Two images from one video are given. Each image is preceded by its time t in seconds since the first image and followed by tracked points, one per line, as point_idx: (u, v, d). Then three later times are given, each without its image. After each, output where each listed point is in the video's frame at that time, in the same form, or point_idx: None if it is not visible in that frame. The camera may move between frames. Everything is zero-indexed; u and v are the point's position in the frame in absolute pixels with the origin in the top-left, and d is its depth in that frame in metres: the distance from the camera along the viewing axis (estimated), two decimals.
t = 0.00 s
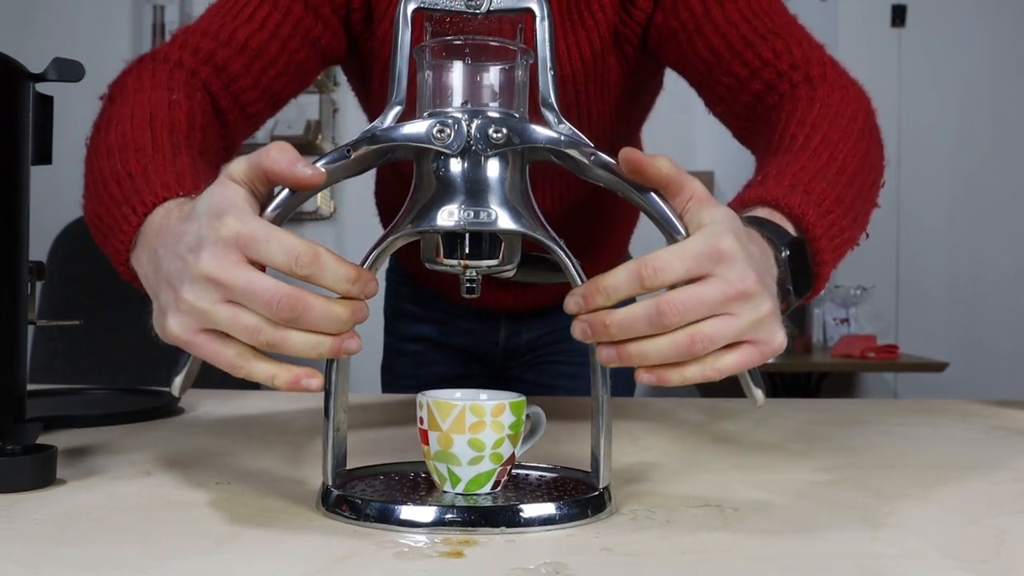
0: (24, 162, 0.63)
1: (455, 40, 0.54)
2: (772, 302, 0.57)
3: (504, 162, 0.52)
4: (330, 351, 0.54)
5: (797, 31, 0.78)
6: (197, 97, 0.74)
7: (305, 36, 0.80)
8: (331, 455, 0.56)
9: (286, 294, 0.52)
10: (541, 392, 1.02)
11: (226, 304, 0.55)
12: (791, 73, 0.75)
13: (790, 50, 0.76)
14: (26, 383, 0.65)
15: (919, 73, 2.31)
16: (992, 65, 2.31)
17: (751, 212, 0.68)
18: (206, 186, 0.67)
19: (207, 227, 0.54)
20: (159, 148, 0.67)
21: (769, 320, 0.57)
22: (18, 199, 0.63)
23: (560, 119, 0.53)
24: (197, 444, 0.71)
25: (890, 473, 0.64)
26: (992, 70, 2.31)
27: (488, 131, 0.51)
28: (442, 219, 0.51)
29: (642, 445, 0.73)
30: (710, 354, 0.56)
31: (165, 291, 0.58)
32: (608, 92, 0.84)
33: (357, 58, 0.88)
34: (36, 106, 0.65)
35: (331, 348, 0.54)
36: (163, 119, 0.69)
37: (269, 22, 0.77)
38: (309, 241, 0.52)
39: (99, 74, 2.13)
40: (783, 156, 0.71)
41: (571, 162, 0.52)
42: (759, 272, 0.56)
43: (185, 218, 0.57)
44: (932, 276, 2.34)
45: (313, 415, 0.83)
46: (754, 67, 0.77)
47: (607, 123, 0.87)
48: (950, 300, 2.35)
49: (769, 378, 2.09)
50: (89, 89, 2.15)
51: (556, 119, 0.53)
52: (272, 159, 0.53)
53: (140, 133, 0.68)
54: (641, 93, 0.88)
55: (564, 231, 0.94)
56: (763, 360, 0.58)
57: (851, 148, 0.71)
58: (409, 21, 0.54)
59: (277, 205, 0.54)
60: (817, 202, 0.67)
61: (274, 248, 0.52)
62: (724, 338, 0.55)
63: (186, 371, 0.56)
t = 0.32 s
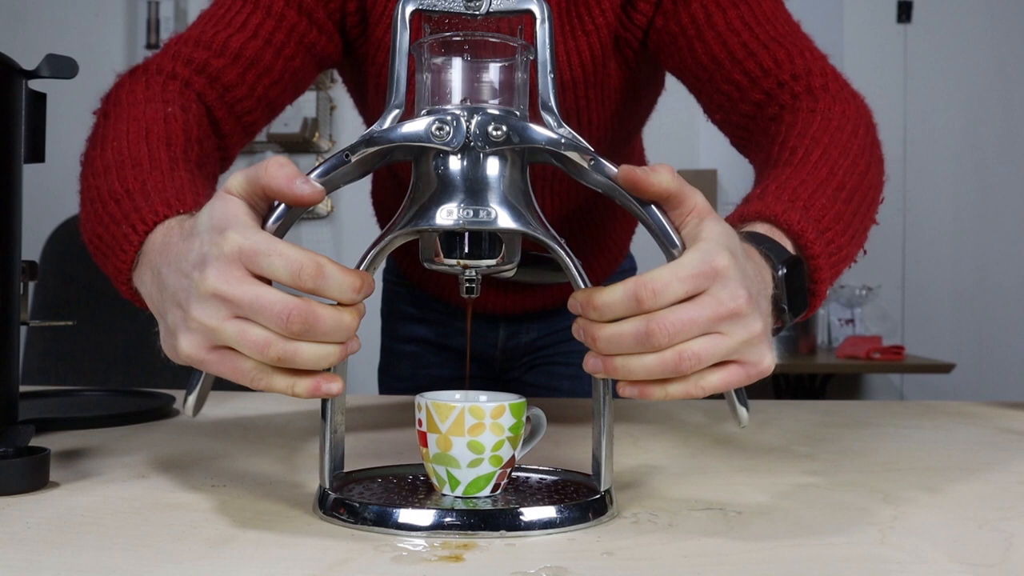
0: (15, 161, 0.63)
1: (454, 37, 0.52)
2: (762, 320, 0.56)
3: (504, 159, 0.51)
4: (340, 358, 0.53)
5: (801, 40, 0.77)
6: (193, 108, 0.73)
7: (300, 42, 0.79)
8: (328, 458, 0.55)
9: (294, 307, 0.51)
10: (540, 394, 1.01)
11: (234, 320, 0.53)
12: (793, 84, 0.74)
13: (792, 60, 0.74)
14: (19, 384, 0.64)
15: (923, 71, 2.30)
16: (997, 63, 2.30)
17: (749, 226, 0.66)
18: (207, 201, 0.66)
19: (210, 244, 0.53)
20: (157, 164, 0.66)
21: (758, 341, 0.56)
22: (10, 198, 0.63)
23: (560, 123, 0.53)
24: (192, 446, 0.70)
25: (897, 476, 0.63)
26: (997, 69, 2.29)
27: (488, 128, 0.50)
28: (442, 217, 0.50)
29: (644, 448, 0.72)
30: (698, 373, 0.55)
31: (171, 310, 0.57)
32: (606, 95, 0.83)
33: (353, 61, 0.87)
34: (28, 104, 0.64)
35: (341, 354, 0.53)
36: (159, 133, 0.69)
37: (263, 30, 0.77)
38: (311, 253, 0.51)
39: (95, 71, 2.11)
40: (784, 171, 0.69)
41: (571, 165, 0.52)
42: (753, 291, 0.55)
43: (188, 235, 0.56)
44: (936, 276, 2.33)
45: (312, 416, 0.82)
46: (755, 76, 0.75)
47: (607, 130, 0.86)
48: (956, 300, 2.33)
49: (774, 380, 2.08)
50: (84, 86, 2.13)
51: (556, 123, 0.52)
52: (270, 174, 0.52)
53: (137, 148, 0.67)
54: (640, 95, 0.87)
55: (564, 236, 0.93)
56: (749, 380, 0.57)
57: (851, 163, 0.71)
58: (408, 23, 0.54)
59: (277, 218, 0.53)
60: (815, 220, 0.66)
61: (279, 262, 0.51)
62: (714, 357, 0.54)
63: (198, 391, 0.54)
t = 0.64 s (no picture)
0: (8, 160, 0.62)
1: (453, 33, 0.52)
2: (753, 339, 0.55)
3: (503, 157, 0.50)
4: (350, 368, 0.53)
5: (805, 47, 0.75)
6: (185, 119, 0.72)
7: (292, 49, 0.78)
8: (325, 460, 0.54)
9: (303, 316, 0.50)
10: (540, 396, 1.00)
11: (245, 333, 0.53)
12: (794, 93, 0.73)
13: (793, 68, 0.73)
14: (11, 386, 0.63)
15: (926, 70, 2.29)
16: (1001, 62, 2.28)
17: (746, 241, 0.66)
18: (207, 214, 0.66)
19: (214, 255, 0.53)
20: (156, 178, 0.66)
21: (747, 360, 0.54)
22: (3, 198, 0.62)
23: (559, 125, 0.52)
24: (188, 449, 0.69)
25: (902, 478, 0.63)
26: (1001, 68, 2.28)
27: (488, 126, 0.49)
28: (440, 217, 0.49)
29: (645, 450, 0.71)
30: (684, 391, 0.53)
31: (181, 326, 0.56)
32: (605, 100, 0.82)
33: (348, 65, 0.86)
34: (21, 102, 0.63)
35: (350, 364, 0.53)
36: (154, 145, 0.68)
37: (254, 37, 0.75)
38: (316, 261, 0.50)
39: (89, 70, 2.09)
40: (782, 184, 0.69)
41: (570, 168, 0.51)
42: (745, 309, 0.54)
43: (193, 249, 0.56)
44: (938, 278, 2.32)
45: (309, 418, 0.81)
46: (756, 84, 0.74)
47: (605, 135, 0.85)
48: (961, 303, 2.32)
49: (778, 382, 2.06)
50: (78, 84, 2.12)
51: (557, 127, 0.52)
52: (269, 191, 0.51)
53: (132, 163, 0.67)
54: (638, 98, 0.86)
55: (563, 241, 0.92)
56: (736, 401, 0.55)
57: (851, 177, 0.70)
58: (407, 24, 0.53)
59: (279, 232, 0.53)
60: (812, 236, 0.65)
61: (286, 271, 0.50)
62: (700, 375, 0.52)
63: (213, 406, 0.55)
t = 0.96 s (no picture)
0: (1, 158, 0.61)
1: (452, 30, 0.51)
2: (747, 353, 0.54)
3: (503, 155, 0.50)
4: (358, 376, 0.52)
5: (809, 56, 0.74)
6: (177, 133, 0.71)
7: (285, 57, 0.76)
8: (322, 462, 0.53)
9: (312, 323, 0.50)
10: (539, 398, 0.99)
11: (254, 343, 0.52)
12: (796, 102, 0.72)
13: (796, 77, 0.73)
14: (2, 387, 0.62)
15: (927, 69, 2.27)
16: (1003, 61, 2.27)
17: (744, 253, 0.65)
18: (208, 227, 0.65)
19: (217, 266, 0.52)
20: (152, 193, 0.66)
21: (740, 373, 0.53)
22: None
23: (558, 126, 0.51)
24: (183, 451, 0.68)
25: (906, 481, 0.62)
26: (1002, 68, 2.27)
27: (487, 123, 0.49)
28: (440, 216, 0.48)
29: (646, 453, 0.70)
30: (675, 402, 0.52)
31: (187, 340, 0.55)
32: (605, 106, 0.81)
33: (341, 70, 0.84)
34: (14, 99, 0.62)
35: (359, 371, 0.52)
36: (147, 160, 0.67)
37: (245, 47, 0.74)
38: (320, 268, 0.50)
39: (85, 67, 2.08)
40: (782, 196, 0.68)
41: (569, 169, 0.51)
42: (740, 322, 0.53)
43: (195, 261, 0.55)
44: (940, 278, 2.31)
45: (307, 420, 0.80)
46: (758, 92, 0.73)
47: (604, 141, 0.83)
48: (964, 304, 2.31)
49: (782, 383, 2.05)
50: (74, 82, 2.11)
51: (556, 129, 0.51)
52: (270, 200, 0.51)
53: (126, 177, 0.66)
54: (638, 103, 0.85)
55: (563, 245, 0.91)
56: (729, 415, 0.54)
57: (852, 190, 0.69)
58: (406, 25, 0.52)
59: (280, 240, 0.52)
60: (811, 248, 0.65)
61: (291, 281, 0.50)
62: (690, 387, 0.51)
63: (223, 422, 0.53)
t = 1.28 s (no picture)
0: None
1: (451, 26, 0.51)
2: (742, 365, 0.53)
3: (503, 153, 0.49)
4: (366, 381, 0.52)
5: (812, 62, 0.73)
6: (171, 145, 0.70)
7: (278, 64, 0.75)
8: (320, 465, 0.53)
9: (319, 329, 0.50)
10: (538, 400, 0.98)
11: (260, 351, 0.51)
12: (800, 111, 0.72)
13: (800, 85, 0.72)
14: None
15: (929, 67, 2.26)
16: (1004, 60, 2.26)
17: (742, 262, 0.65)
18: (205, 237, 0.65)
19: (219, 274, 0.51)
20: (149, 205, 0.65)
21: (733, 384, 0.52)
22: None
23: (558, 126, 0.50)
24: (177, 454, 0.67)
25: (910, 483, 0.61)
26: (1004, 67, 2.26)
27: (487, 120, 0.48)
28: (439, 215, 0.48)
29: (647, 456, 0.70)
30: (665, 410, 0.52)
31: (193, 351, 0.55)
32: (606, 111, 0.80)
33: (336, 73, 0.83)
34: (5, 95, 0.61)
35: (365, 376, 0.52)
36: (142, 172, 0.67)
37: (238, 55, 0.73)
38: (323, 272, 0.50)
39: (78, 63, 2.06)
40: (782, 205, 0.67)
41: (568, 169, 0.50)
42: (736, 332, 0.52)
43: (196, 270, 0.55)
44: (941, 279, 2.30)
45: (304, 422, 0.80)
46: (760, 100, 0.73)
47: (605, 143, 0.82)
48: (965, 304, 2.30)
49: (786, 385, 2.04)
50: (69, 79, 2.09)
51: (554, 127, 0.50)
52: (270, 203, 0.50)
53: (122, 191, 0.66)
54: (638, 106, 0.84)
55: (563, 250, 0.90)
56: (721, 425, 0.53)
57: (853, 201, 0.68)
58: (404, 24, 0.51)
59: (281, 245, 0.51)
60: (810, 260, 0.64)
61: (295, 284, 0.49)
62: (680, 395, 0.51)
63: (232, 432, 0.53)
